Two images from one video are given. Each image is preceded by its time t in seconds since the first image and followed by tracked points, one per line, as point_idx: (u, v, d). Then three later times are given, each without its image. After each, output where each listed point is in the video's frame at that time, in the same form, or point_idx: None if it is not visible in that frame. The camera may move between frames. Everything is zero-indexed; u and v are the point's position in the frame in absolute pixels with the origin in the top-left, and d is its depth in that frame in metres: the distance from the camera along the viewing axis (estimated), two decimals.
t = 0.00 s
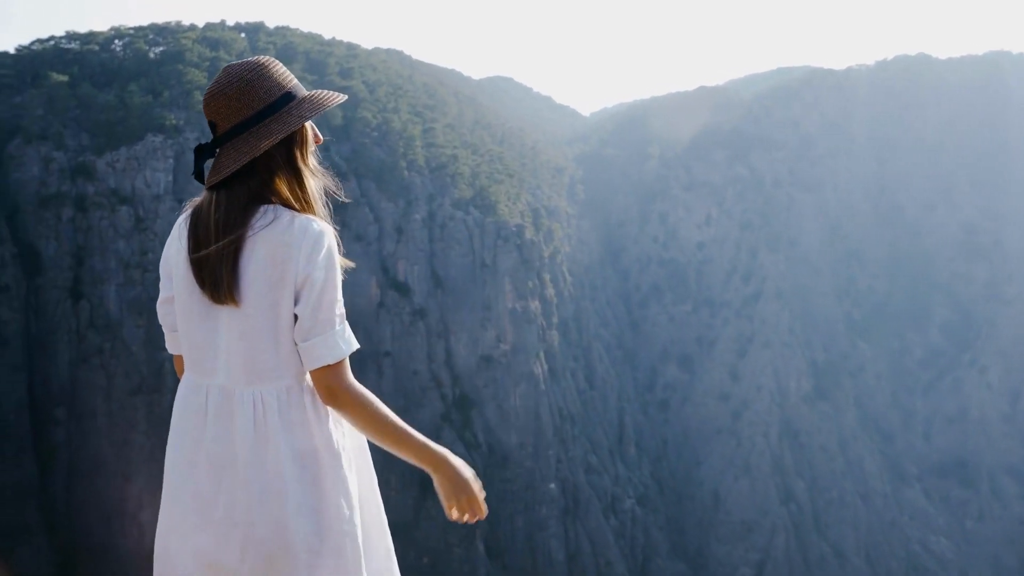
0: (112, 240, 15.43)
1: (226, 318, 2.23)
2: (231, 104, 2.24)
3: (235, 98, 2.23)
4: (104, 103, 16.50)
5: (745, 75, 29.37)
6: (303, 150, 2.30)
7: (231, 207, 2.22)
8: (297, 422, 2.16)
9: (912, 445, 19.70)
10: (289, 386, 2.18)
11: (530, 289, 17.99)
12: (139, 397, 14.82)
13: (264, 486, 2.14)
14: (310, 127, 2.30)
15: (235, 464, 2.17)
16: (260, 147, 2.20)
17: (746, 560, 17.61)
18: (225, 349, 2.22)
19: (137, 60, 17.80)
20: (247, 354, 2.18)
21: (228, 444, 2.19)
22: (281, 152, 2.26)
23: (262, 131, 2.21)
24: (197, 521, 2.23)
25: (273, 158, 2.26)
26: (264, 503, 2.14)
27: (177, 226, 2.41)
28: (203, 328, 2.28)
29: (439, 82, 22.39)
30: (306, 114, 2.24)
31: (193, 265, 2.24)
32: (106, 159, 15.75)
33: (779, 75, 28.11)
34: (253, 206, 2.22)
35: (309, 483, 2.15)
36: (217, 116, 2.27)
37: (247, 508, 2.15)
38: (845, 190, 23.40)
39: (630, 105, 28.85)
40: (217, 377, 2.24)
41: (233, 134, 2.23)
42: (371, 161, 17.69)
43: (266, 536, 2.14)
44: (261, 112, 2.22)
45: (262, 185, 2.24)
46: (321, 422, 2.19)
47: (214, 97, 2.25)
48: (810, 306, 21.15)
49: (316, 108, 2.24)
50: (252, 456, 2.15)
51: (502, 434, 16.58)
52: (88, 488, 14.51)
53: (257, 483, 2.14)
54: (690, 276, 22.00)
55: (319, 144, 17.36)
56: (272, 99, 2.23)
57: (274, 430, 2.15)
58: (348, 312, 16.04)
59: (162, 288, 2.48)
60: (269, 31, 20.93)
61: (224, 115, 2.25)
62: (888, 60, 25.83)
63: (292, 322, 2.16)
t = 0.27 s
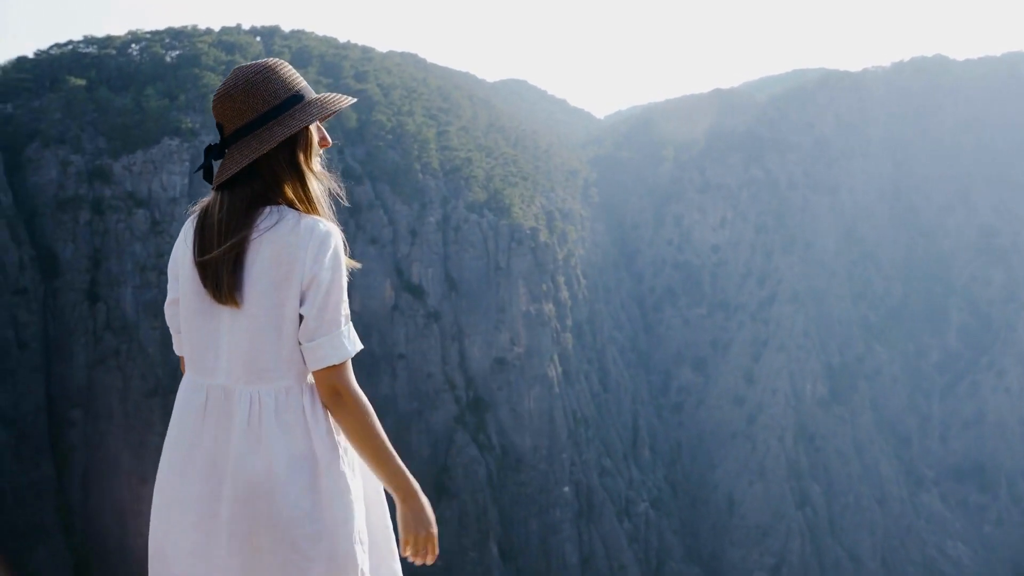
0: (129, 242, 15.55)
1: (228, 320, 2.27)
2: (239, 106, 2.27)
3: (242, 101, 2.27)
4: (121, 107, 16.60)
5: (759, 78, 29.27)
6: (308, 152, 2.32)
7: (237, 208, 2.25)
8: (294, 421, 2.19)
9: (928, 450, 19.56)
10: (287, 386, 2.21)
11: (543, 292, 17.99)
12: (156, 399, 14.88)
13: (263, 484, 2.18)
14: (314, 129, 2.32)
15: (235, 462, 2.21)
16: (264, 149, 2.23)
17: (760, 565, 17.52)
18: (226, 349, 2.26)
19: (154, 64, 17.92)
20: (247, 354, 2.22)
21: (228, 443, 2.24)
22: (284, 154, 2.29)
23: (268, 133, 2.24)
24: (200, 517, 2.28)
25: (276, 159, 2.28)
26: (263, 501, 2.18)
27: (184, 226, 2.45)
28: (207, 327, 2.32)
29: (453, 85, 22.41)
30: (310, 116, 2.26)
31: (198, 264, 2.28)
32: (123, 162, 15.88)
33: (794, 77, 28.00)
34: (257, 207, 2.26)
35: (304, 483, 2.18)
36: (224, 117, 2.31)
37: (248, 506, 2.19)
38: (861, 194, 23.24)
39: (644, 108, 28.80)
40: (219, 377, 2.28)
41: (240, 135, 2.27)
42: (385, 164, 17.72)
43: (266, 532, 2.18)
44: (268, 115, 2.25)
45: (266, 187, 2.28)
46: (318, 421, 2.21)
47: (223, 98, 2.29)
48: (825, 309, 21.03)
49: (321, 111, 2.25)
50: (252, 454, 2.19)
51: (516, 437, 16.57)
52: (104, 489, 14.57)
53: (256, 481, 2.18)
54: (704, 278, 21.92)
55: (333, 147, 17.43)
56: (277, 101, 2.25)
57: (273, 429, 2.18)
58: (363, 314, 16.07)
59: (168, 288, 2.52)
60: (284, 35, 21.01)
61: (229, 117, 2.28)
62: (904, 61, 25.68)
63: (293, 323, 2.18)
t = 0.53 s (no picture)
0: (146, 244, 15.68)
1: (227, 316, 2.19)
2: (243, 106, 2.20)
3: (247, 101, 2.20)
4: (139, 110, 16.70)
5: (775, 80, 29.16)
6: (311, 154, 2.24)
7: (239, 208, 2.18)
8: (290, 417, 2.10)
9: (946, 455, 19.40)
10: (285, 383, 2.12)
11: (558, 295, 17.99)
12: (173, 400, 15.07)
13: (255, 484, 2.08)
14: (319, 131, 2.24)
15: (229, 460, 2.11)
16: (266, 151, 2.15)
17: (776, 569, 17.40)
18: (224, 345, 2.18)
19: (171, 68, 18.02)
20: (244, 351, 2.13)
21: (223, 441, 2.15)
22: (287, 156, 2.21)
23: (270, 134, 2.16)
24: (193, 517, 2.19)
25: (279, 162, 2.20)
26: (254, 501, 2.08)
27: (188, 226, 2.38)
28: (206, 324, 2.25)
29: (468, 88, 22.44)
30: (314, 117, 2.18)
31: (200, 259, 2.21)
32: (141, 165, 15.99)
33: (810, 80, 27.88)
34: (259, 206, 2.19)
35: (300, 484, 2.08)
36: (230, 119, 2.24)
37: (238, 506, 2.09)
38: (878, 197, 23.08)
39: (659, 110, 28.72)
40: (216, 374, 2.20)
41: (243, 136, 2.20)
42: (400, 166, 17.76)
43: (256, 535, 2.07)
44: (272, 115, 2.18)
45: (270, 189, 2.20)
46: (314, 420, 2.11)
47: (228, 99, 2.22)
48: (842, 312, 20.90)
49: (325, 112, 2.17)
50: (246, 453, 2.10)
51: (531, 440, 16.54)
52: (121, 489, 14.66)
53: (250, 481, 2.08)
54: (720, 281, 21.83)
55: (349, 150, 17.50)
56: (281, 101, 2.18)
57: (269, 427, 2.09)
58: (378, 317, 16.10)
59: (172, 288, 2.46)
60: (300, 38, 21.10)
61: (234, 118, 2.21)
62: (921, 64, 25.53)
63: (292, 321, 2.10)
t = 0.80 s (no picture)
0: (163, 246, 15.80)
1: (231, 317, 2.19)
2: (247, 107, 2.19)
3: (252, 101, 2.19)
4: (157, 114, 16.84)
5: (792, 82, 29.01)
6: (313, 155, 2.22)
7: (244, 209, 2.18)
8: (291, 417, 2.09)
9: (965, 459, 19.20)
10: (286, 383, 2.12)
11: (573, 297, 17.98)
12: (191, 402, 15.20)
13: (257, 482, 2.08)
14: (321, 132, 2.23)
15: (232, 460, 2.11)
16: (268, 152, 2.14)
17: (792, 574, 17.29)
18: (228, 345, 2.18)
19: (189, 71, 18.17)
20: (247, 351, 2.14)
21: (226, 441, 2.15)
22: (290, 157, 2.20)
23: (272, 135, 2.15)
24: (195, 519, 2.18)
25: (282, 163, 2.20)
26: (255, 501, 2.07)
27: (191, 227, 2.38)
28: (210, 325, 2.25)
29: (484, 90, 22.48)
30: (317, 118, 2.17)
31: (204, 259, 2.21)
32: (159, 168, 16.14)
33: (828, 81, 27.72)
34: (261, 207, 2.18)
35: (301, 483, 2.07)
36: (234, 119, 2.23)
37: (240, 507, 2.09)
38: (896, 200, 22.94)
39: (675, 112, 28.65)
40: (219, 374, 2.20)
41: (246, 138, 2.19)
42: (416, 169, 17.82)
43: (258, 535, 2.07)
44: (274, 115, 2.17)
45: (273, 191, 2.20)
46: (316, 420, 2.10)
47: (233, 100, 2.22)
48: (859, 315, 20.78)
49: (327, 112, 2.16)
50: (248, 453, 2.10)
51: (546, 442, 16.53)
52: (139, 489, 14.82)
53: (251, 481, 2.08)
54: (736, 284, 21.79)
55: (365, 153, 17.59)
56: (283, 102, 2.17)
57: (270, 428, 2.09)
58: (393, 318, 16.17)
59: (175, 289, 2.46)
60: (317, 41, 21.20)
61: (237, 118, 2.20)
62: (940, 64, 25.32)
63: (295, 321, 2.10)
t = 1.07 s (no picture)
0: (176, 248, 15.86)
1: (234, 318, 2.20)
2: (250, 109, 2.20)
3: (254, 103, 2.19)
4: (169, 116, 16.92)
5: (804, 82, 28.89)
6: (316, 157, 2.22)
7: (246, 210, 2.18)
8: (293, 418, 2.10)
9: (979, 462, 19.09)
10: (289, 385, 2.13)
11: (584, 298, 17.97)
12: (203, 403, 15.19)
13: (259, 483, 2.08)
14: (323, 132, 2.23)
15: (234, 462, 2.12)
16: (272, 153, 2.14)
17: None
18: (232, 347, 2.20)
19: (201, 73, 18.25)
20: (250, 353, 2.14)
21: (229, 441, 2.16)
22: (293, 158, 2.20)
23: (275, 136, 2.15)
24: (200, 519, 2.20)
25: (285, 163, 2.20)
26: (257, 503, 2.08)
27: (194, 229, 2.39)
28: (213, 327, 2.26)
29: (495, 91, 22.48)
30: (320, 119, 2.17)
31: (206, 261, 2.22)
32: (172, 170, 16.20)
33: (840, 81, 27.60)
34: (264, 208, 2.18)
35: (302, 484, 2.08)
36: (236, 121, 2.23)
37: (243, 508, 2.10)
38: (909, 202, 22.83)
39: (687, 113, 28.58)
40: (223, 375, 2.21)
41: (249, 139, 2.19)
42: (427, 171, 17.86)
43: (259, 536, 2.08)
44: (277, 117, 2.17)
45: (276, 192, 2.20)
46: (318, 422, 2.11)
47: (236, 102, 2.22)
48: (872, 317, 20.67)
49: (330, 113, 2.17)
50: (250, 455, 2.11)
51: (557, 443, 16.51)
52: (151, 489, 14.86)
53: (253, 482, 2.09)
54: (748, 285, 21.63)
55: (376, 154, 17.63)
56: (287, 103, 2.17)
57: (272, 428, 2.10)
58: (405, 320, 16.21)
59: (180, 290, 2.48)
60: (328, 43, 21.24)
61: (239, 120, 2.21)
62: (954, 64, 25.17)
63: (297, 321, 2.11)
